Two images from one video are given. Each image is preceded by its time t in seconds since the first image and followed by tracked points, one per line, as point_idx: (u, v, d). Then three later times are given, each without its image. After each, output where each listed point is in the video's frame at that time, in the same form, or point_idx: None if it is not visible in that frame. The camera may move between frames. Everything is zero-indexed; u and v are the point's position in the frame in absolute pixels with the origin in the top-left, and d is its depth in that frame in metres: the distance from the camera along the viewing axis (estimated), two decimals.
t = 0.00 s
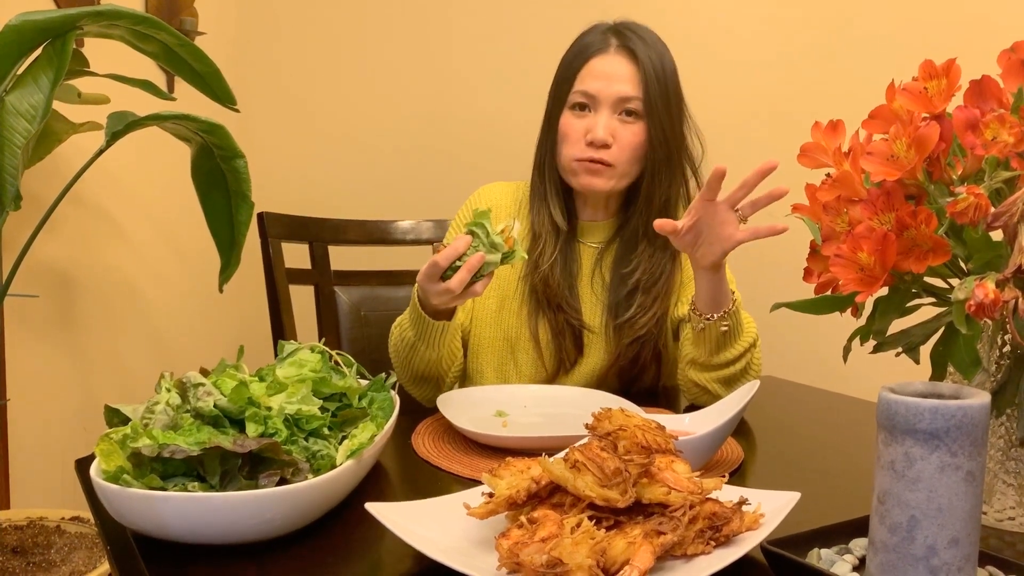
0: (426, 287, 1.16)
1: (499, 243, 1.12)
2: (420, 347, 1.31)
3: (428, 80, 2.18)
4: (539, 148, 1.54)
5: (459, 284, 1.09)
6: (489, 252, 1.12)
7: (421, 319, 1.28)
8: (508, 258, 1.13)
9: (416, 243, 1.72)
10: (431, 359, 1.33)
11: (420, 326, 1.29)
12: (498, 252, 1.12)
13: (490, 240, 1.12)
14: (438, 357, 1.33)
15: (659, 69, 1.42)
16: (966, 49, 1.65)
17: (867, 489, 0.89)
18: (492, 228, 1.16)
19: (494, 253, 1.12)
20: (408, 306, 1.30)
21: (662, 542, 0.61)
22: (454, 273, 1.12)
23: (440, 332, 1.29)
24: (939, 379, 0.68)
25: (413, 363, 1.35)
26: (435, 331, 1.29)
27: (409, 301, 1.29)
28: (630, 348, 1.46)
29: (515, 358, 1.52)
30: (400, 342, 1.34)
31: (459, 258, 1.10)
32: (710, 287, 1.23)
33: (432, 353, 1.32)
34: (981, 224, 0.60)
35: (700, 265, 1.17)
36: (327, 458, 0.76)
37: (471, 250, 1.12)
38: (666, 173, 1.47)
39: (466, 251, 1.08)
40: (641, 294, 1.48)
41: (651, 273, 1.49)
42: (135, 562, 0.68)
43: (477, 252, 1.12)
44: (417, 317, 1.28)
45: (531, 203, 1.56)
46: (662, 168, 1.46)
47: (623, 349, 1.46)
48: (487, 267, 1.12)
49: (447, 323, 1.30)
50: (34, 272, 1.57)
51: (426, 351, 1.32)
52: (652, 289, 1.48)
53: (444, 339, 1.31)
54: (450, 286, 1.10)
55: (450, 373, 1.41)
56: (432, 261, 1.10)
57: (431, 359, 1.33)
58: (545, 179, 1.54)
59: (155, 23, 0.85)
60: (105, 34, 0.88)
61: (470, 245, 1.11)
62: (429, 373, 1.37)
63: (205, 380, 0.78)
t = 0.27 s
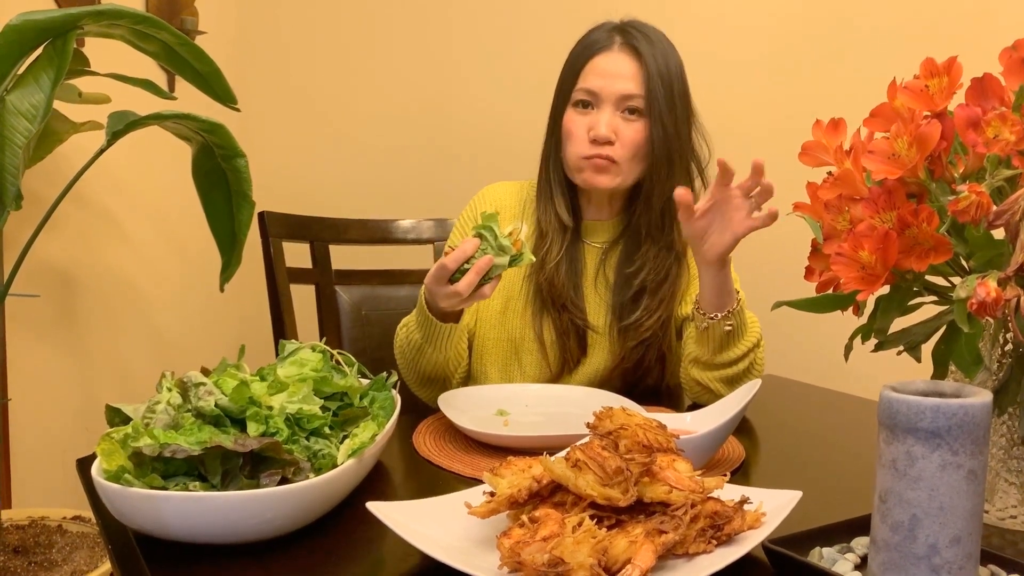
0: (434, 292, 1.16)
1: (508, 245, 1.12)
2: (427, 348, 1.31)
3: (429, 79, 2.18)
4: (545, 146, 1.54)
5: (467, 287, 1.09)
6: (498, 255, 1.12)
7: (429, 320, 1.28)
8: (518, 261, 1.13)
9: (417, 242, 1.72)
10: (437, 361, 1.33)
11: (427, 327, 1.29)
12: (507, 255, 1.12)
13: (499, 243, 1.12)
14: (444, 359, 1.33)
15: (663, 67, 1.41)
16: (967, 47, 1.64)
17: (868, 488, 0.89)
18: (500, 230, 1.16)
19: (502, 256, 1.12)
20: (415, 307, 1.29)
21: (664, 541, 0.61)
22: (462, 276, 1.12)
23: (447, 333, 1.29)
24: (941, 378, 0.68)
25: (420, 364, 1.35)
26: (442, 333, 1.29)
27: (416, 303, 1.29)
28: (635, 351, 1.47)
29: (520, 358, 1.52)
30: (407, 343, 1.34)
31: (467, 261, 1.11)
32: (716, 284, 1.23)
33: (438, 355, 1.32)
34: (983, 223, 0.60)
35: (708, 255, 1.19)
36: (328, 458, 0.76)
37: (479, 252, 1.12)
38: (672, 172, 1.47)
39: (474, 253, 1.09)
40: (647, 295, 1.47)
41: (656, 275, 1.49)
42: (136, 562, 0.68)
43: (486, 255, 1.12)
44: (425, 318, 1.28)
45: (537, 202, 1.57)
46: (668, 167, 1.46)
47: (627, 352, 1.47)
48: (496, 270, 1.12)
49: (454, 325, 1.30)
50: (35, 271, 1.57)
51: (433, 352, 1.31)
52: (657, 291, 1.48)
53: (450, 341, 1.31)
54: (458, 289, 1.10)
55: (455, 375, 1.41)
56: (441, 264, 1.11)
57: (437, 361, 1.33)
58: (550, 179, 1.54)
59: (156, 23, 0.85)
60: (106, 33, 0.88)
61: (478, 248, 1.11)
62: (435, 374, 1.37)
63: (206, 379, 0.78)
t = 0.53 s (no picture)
0: (437, 300, 1.18)
1: (510, 257, 1.11)
2: (427, 352, 1.31)
3: (430, 79, 2.18)
4: (545, 151, 1.53)
5: (467, 297, 1.10)
6: (500, 266, 1.11)
7: (429, 326, 1.27)
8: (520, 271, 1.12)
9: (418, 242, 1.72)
10: (438, 365, 1.33)
11: (427, 333, 1.28)
12: (509, 267, 1.11)
13: (502, 254, 1.12)
14: (445, 363, 1.34)
15: (665, 73, 1.40)
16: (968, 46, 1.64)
17: (870, 487, 0.89)
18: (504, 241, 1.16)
19: (505, 267, 1.11)
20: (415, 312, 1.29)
21: (665, 540, 0.61)
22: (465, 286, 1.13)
23: (447, 339, 1.29)
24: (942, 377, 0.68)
25: (421, 368, 1.35)
26: (443, 338, 1.29)
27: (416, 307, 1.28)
28: (637, 354, 1.47)
29: (523, 362, 1.53)
30: (407, 346, 1.34)
31: (470, 271, 1.12)
32: (727, 281, 1.25)
33: (438, 359, 1.32)
34: (984, 222, 0.60)
35: (722, 245, 1.22)
36: (330, 457, 0.76)
37: (481, 263, 1.12)
38: (672, 178, 1.47)
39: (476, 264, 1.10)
40: (649, 299, 1.48)
41: (658, 279, 1.49)
42: (138, 562, 0.68)
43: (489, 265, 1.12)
44: (424, 324, 1.28)
45: (538, 207, 1.56)
46: (671, 171, 1.45)
47: (630, 354, 1.47)
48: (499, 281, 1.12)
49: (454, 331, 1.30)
50: (36, 271, 1.57)
51: (433, 356, 1.32)
52: (658, 295, 1.48)
53: (451, 346, 1.31)
54: (459, 299, 1.11)
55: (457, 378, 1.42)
56: (444, 274, 1.13)
57: (438, 365, 1.33)
58: (550, 184, 1.53)
59: (157, 22, 0.84)
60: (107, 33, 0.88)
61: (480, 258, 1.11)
62: (436, 378, 1.38)
63: (207, 379, 0.78)
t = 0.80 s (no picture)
0: (434, 306, 1.18)
1: (506, 261, 1.13)
2: (426, 357, 1.32)
3: (430, 78, 2.18)
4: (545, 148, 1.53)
5: (464, 304, 1.10)
6: (496, 271, 1.12)
7: (428, 332, 1.28)
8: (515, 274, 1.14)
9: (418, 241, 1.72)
10: (437, 369, 1.34)
11: (427, 337, 1.28)
12: (505, 270, 1.13)
13: (497, 258, 1.12)
14: (444, 367, 1.34)
15: (661, 69, 1.40)
16: (968, 46, 1.64)
17: (870, 486, 0.89)
18: (498, 244, 1.16)
19: (501, 271, 1.12)
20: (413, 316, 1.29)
21: (665, 540, 0.61)
22: (460, 293, 1.13)
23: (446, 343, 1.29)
24: (942, 377, 0.68)
25: (420, 371, 1.35)
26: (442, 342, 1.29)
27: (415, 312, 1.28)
28: (639, 353, 1.47)
29: (525, 363, 1.53)
30: (406, 350, 1.34)
31: (465, 278, 1.11)
32: (737, 277, 1.25)
33: (437, 363, 1.33)
34: (984, 222, 0.60)
35: (733, 239, 1.21)
36: (330, 457, 0.76)
37: (477, 268, 1.12)
38: (671, 176, 1.46)
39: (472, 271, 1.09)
40: (649, 299, 1.48)
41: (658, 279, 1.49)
42: (139, 561, 0.68)
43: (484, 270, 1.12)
44: (423, 329, 1.28)
45: (538, 204, 1.56)
46: (671, 169, 1.45)
47: (631, 354, 1.47)
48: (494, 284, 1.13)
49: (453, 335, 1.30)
50: (36, 270, 1.57)
51: (432, 360, 1.32)
52: (659, 295, 1.48)
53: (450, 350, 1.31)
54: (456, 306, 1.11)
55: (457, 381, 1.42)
56: (440, 280, 1.12)
57: (437, 369, 1.34)
58: (550, 181, 1.53)
59: (158, 22, 0.84)
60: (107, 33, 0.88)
61: (476, 264, 1.11)
62: (437, 381, 1.38)
63: (207, 378, 0.78)
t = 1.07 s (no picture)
0: (438, 306, 1.18)
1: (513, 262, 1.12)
2: (424, 356, 1.32)
3: (430, 77, 2.18)
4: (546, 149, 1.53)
5: (468, 306, 1.11)
6: (500, 272, 1.11)
7: (429, 333, 1.28)
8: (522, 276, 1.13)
9: (418, 240, 1.72)
10: (436, 368, 1.34)
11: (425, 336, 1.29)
12: (510, 272, 1.12)
13: (503, 259, 1.12)
14: (442, 367, 1.34)
15: (661, 71, 1.40)
16: (969, 46, 1.64)
17: (869, 486, 0.89)
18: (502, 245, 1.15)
19: (507, 272, 1.12)
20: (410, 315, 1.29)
21: (665, 540, 0.61)
22: (464, 294, 1.13)
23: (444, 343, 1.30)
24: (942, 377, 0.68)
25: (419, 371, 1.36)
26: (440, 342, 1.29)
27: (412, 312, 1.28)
28: (638, 354, 1.47)
29: (525, 363, 1.52)
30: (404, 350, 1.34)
31: (470, 278, 1.11)
32: (740, 273, 1.25)
33: (435, 363, 1.33)
34: (984, 221, 0.60)
35: (737, 234, 1.21)
36: (330, 456, 0.76)
37: (481, 269, 1.12)
38: (669, 177, 1.46)
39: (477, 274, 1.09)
40: (648, 300, 1.48)
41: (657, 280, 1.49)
42: (138, 559, 0.68)
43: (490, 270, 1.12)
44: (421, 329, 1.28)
45: (538, 205, 1.56)
46: (670, 170, 1.45)
47: (630, 355, 1.48)
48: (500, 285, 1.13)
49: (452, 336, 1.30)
50: (36, 269, 1.57)
51: (430, 360, 1.32)
52: (658, 296, 1.48)
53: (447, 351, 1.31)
54: (460, 307, 1.12)
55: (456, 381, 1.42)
56: (444, 280, 1.12)
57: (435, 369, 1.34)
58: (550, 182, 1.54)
59: (158, 21, 0.84)
60: (107, 31, 0.88)
61: (480, 264, 1.11)
62: (435, 380, 1.38)
63: (207, 377, 0.78)
